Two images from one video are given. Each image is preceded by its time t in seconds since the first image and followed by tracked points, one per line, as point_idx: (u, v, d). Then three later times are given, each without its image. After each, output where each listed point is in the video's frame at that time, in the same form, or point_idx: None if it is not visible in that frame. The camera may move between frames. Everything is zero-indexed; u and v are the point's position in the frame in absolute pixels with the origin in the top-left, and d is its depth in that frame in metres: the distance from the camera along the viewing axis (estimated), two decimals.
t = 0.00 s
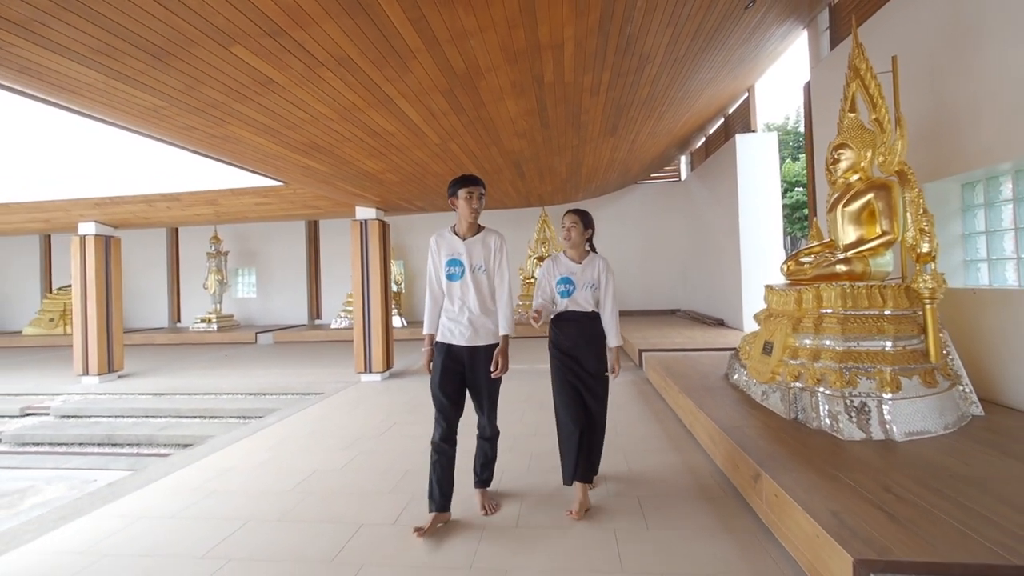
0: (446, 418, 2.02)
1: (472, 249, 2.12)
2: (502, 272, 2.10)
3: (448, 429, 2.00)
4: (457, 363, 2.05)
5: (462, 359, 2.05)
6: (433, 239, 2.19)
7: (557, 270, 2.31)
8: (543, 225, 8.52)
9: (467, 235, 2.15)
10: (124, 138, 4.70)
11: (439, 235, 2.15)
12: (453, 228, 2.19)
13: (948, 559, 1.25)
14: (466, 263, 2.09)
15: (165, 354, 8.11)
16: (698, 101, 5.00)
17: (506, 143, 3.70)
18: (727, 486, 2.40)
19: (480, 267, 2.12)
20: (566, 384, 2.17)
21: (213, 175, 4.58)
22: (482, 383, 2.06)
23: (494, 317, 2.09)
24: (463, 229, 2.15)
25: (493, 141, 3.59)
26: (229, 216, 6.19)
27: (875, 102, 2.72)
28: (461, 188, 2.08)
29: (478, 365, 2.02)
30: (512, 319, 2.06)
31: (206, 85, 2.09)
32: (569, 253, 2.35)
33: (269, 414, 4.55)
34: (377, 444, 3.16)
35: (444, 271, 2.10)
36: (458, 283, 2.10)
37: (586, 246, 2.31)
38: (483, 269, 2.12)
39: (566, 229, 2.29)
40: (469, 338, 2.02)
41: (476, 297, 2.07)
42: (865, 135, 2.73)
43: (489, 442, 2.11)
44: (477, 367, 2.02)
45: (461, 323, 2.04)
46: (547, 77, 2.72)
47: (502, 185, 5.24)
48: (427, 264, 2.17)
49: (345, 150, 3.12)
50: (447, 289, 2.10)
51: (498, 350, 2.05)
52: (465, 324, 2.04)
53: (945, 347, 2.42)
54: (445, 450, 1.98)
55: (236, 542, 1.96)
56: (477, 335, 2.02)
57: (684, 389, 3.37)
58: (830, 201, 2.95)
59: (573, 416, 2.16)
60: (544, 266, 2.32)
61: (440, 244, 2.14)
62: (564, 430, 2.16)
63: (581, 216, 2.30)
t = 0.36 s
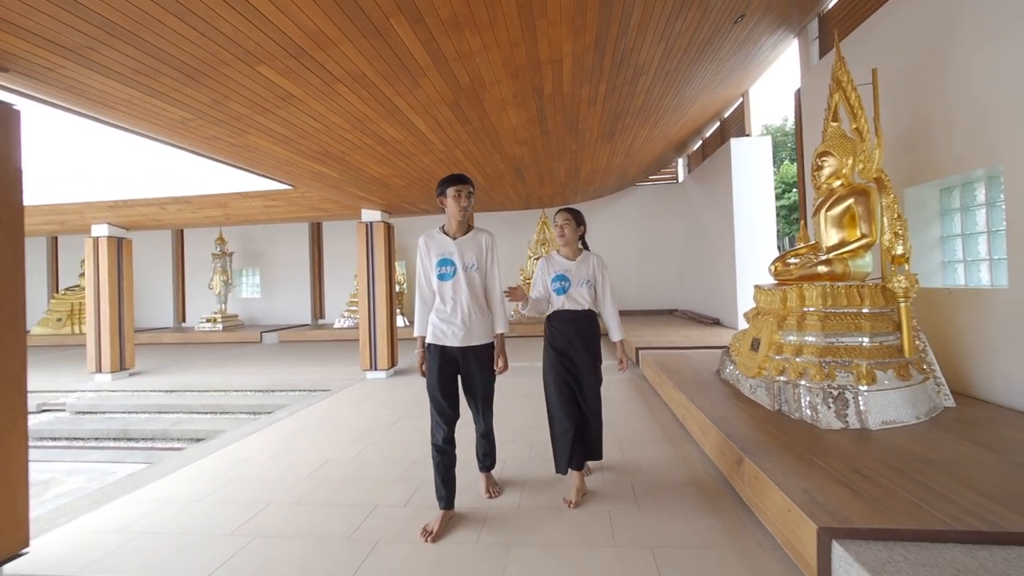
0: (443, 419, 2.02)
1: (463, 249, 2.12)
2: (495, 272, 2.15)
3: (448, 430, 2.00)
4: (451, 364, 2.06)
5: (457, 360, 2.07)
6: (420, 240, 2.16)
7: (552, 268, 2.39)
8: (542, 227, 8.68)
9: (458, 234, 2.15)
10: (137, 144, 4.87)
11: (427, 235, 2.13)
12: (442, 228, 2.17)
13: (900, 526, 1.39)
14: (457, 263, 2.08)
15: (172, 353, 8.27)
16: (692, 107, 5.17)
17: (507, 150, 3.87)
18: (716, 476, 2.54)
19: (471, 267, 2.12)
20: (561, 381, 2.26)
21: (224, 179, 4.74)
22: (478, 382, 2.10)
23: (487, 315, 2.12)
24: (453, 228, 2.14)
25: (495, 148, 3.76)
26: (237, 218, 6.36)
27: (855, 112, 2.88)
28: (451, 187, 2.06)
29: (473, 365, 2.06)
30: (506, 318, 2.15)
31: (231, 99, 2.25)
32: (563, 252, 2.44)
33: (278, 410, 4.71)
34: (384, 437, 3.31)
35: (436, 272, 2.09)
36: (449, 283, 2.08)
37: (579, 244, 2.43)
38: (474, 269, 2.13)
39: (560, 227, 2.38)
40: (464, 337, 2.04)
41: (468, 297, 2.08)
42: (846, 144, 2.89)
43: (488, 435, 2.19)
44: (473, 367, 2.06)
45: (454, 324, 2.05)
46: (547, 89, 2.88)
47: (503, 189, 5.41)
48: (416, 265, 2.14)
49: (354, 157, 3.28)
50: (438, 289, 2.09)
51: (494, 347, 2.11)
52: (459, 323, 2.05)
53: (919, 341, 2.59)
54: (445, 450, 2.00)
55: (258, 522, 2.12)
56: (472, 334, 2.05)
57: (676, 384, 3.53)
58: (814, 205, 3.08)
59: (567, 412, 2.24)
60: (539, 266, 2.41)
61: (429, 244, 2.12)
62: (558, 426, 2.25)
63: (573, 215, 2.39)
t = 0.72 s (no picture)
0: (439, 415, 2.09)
1: (452, 248, 2.13)
2: (483, 271, 2.19)
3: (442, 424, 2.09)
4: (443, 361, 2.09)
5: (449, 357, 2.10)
6: (407, 239, 2.15)
7: (541, 271, 2.39)
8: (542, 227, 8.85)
9: (446, 234, 2.15)
10: (149, 148, 5.04)
11: (414, 235, 2.13)
12: (429, 226, 2.17)
13: (854, 498, 1.57)
14: (446, 263, 2.10)
15: (180, 350, 8.46)
16: (686, 112, 5.34)
17: (507, 155, 4.04)
18: (700, 463, 2.72)
19: (459, 266, 2.14)
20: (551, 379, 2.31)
21: (233, 182, 4.91)
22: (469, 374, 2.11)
23: (475, 313, 2.17)
24: (441, 228, 2.13)
25: (496, 154, 3.94)
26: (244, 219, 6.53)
27: (835, 122, 3.05)
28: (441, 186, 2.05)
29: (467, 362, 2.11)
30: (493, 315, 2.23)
31: (252, 113, 2.43)
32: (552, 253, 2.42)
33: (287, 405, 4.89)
34: (390, 428, 3.49)
35: (424, 271, 2.10)
36: (438, 282, 2.10)
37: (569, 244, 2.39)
38: (462, 268, 2.15)
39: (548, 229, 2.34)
40: (454, 336, 2.08)
41: (457, 296, 2.10)
42: (827, 151, 3.05)
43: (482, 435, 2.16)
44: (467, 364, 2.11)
45: (443, 322, 2.08)
46: (544, 99, 3.06)
47: (503, 191, 5.58)
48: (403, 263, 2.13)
49: (362, 163, 3.46)
50: (426, 288, 2.11)
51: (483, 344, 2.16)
52: (449, 322, 2.08)
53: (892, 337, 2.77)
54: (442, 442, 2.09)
55: (277, 502, 2.30)
56: (461, 332, 2.09)
57: (668, 379, 3.69)
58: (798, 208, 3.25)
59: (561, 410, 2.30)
60: (528, 267, 2.43)
61: (417, 244, 2.13)
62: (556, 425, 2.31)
63: (562, 215, 2.35)
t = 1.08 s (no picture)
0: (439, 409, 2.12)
1: (455, 251, 2.14)
2: (485, 275, 2.20)
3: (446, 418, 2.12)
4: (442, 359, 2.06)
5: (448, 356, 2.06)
6: (410, 241, 2.14)
7: (540, 272, 2.42)
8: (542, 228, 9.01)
9: (449, 238, 2.16)
10: (162, 153, 5.21)
11: (417, 238, 2.13)
12: (432, 230, 2.18)
13: (827, 479, 1.72)
14: (449, 267, 2.10)
15: (188, 350, 8.63)
16: (682, 118, 5.50)
17: (508, 160, 4.21)
18: (693, 454, 2.87)
19: (462, 270, 2.14)
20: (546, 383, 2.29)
21: (244, 186, 5.07)
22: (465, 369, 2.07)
23: (477, 317, 2.17)
24: (445, 232, 2.15)
25: (498, 159, 4.10)
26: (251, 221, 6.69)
27: (821, 130, 3.21)
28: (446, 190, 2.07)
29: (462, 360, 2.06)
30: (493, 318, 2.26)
31: (271, 124, 2.60)
32: (553, 256, 2.43)
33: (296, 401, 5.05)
34: (397, 422, 3.65)
35: (427, 273, 2.11)
36: (441, 285, 2.10)
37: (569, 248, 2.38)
38: (464, 271, 2.16)
39: (551, 232, 2.36)
40: (455, 339, 2.06)
41: (459, 299, 2.10)
42: (813, 158, 3.20)
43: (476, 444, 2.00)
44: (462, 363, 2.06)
45: (445, 325, 2.07)
46: (545, 108, 3.22)
47: (505, 194, 5.74)
48: (406, 265, 2.12)
49: (371, 169, 3.63)
50: (429, 291, 2.11)
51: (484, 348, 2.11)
52: (450, 325, 2.07)
53: (873, 334, 2.92)
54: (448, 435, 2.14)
55: (295, 488, 2.46)
56: (461, 335, 2.06)
57: (665, 375, 3.84)
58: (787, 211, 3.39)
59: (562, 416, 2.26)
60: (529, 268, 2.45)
61: (420, 247, 2.13)
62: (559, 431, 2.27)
63: (565, 221, 2.35)
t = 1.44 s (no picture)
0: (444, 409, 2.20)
1: (468, 250, 2.24)
2: (498, 274, 2.26)
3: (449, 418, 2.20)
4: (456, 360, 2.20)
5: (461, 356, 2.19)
6: (427, 240, 2.27)
7: (546, 271, 2.47)
8: (544, 229, 9.15)
9: (464, 237, 2.27)
10: (174, 157, 5.35)
11: (434, 235, 2.24)
12: (448, 230, 2.29)
13: (811, 466, 1.86)
14: (462, 265, 2.21)
15: (195, 349, 8.77)
16: (680, 122, 5.64)
17: (512, 165, 4.35)
18: (690, 447, 3.01)
19: (475, 269, 2.24)
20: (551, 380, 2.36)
21: (254, 189, 5.21)
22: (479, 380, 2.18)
23: (490, 316, 2.25)
24: (459, 231, 2.26)
25: (502, 164, 4.24)
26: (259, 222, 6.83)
27: (812, 137, 3.35)
28: (460, 190, 2.18)
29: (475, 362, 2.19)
30: (507, 319, 2.24)
31: (289, 133, 2.74)
32: (557, 254, 2.49)
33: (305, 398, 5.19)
34: (406, 418, 3.78)
35: (442, 271, 2.22)
36: (454, 282, 2.21)
37: (574, 247, 2.46)
38: (478, 270, 2.25)
39: (560, 230, 2.40)
40: (466, 337, 2.18)
41: (472, 297, 2.20)
42: (806, 163, 3.34)
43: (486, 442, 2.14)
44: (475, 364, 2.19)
45: (456, 323, 2.19)
46: (548, 117, 3.35)
47: (509, 196, 5.89)
48: (422, 263, 2.24)
49: (381, 174, 3.77)
50: (443, 289, 2.23)
51: (494, 348, 2.22)
52: (461, 323, 2.18)
53: (861, 332, 3.06)
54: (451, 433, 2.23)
55: (313, 478, 2.60)
56: (473, 333, 2.18)
57: (664, 372, 3.98)
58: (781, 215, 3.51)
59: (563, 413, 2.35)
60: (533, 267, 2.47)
61: (437, 245, 2.24)
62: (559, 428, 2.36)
63: (575, 219, 2.41)
